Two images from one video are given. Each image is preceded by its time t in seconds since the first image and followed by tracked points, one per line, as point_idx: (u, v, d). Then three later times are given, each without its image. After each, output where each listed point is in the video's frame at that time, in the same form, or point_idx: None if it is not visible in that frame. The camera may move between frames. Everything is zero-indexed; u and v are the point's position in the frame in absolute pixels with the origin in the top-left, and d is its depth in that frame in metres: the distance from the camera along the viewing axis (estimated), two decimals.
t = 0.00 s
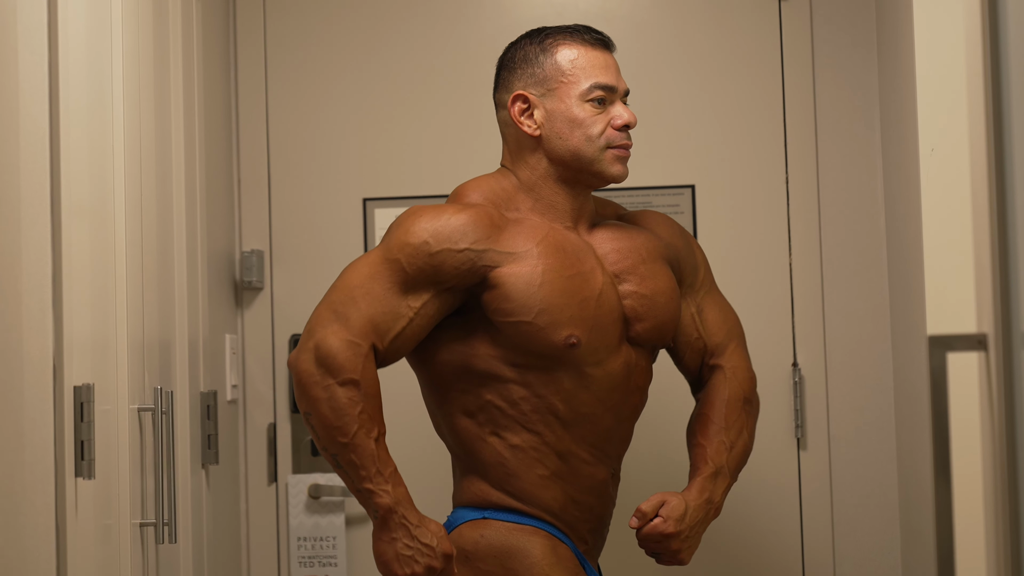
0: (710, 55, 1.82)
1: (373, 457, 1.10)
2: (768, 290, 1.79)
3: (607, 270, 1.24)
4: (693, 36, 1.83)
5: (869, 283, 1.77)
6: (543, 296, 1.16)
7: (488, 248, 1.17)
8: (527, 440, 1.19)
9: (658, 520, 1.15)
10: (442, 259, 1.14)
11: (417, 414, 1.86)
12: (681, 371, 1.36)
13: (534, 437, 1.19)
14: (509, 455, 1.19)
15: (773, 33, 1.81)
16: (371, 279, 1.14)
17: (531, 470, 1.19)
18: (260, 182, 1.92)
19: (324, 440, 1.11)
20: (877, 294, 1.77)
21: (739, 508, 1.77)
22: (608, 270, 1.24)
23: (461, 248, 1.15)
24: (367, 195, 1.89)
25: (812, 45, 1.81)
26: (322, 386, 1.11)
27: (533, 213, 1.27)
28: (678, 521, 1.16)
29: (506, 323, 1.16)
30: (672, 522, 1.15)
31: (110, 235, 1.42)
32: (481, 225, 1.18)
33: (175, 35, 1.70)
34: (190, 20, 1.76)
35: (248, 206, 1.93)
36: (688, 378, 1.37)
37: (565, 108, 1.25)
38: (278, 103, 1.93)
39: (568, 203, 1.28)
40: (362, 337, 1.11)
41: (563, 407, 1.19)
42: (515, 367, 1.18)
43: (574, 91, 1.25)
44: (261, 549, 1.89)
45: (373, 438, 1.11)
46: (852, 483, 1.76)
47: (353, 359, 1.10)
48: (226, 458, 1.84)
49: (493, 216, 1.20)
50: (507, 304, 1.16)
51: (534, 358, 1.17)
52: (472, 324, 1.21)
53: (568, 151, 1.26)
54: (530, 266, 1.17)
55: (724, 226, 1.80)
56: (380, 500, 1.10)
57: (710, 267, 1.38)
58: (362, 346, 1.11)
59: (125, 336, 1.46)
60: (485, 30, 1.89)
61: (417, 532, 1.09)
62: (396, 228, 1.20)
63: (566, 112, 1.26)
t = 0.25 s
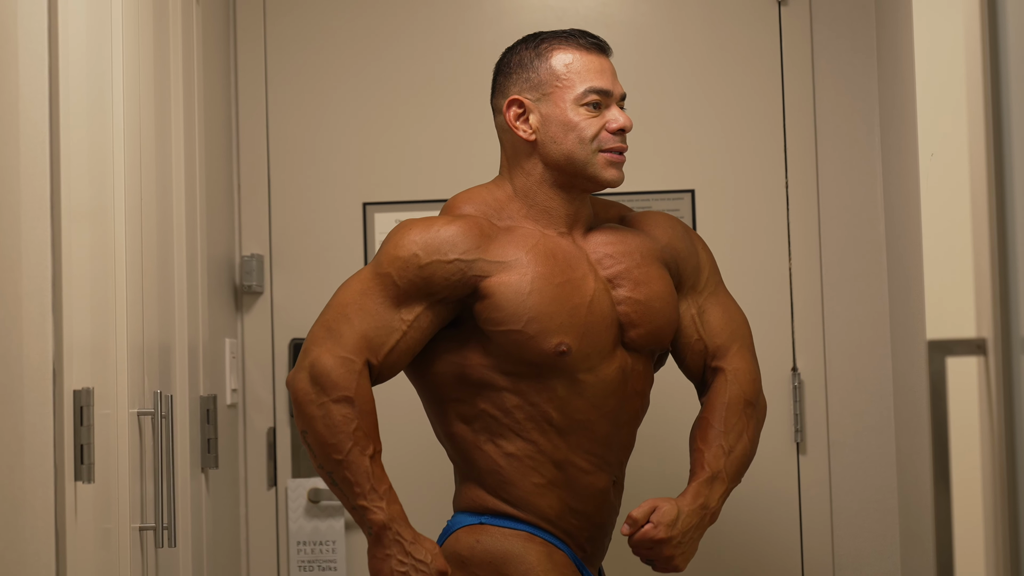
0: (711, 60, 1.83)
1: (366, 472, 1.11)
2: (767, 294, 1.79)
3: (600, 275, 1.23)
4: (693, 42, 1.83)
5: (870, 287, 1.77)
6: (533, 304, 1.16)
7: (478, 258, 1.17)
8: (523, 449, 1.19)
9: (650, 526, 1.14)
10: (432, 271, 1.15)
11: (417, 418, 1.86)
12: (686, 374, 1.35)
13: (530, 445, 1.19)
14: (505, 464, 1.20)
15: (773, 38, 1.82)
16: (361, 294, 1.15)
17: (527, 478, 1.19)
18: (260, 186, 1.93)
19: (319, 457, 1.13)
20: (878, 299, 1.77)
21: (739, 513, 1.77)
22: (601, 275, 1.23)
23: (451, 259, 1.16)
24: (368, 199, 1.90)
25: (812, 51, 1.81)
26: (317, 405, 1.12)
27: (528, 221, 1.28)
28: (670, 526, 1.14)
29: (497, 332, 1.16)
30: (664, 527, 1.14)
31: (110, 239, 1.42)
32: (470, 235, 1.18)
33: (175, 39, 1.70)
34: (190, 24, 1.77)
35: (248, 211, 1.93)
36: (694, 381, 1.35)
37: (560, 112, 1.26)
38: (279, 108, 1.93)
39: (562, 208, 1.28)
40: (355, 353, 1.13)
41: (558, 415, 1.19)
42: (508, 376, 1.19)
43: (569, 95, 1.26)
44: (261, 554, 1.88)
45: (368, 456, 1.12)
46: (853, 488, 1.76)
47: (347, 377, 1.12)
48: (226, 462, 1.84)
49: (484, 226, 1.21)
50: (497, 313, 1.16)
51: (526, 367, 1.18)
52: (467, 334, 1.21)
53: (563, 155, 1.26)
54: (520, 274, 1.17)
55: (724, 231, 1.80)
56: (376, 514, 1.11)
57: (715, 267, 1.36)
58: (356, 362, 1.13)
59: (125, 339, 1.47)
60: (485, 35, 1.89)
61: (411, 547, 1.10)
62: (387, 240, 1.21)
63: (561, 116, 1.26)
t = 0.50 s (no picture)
0: (711, 61, 1.83)
1: (362, 487, 1.12)
2: (767, 295, 1.79)
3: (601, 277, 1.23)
4: (694, 43, 1.83)
5: (870, 288, 1.78)
6: (536, 306, 1.16)
7: (480, 261, 1.17)
8: (526, 453, 1.19)
9: (650, 534, 1.15)
10: (435, 275, 1.15)
11: (416, 418, 1.86)
12: (680, 380, 1.35)
13: (533, 448, 1.19)
14: (509, 468, 1.20)
15: (773, 39, 1.82)
16: (365, 301, 1.15)
17: (530, 482, 1.19)
18: (260, 186, 1.93)
19: (319, 470, 1.13)
20: (878, 300, 1.77)
21: (739, 513, 1.77)
22: (602, 277, 1.24)
23: (453, 262, 1.15)
24: (368, 200, 1.90)
25: (812, 52, 1.81)
26: (319, 416, 1.12)
27: (528, 222, 1.28)
28: (670, 534, 1.15)
29: (500, 335, 1.16)
30: (664, 535, 1.15)
31: (110, 239, 1.42)
32: (472, 237, 1.18)
33: (176, 39, 1.70)
34: (191, 24, 1.77)
35: (248, 211, 1.93)
36: (687, 386, 1.35)
37: (559, 113, 1.26)
38: (279, 108, 1.93)
39: (561, 209, 1.29)
40: (359, 363, 1.13)
41: (561, 419, 1.19)
42: (511, 379, 1.19)
43: (568, 95, 1.26)
44: (261, 554, 1.88)
45: (365, 472, 1.12)
46: (852, 489, 1.76)
47: (351, 387, 1.12)
48: (226, 462, 1.84)
49: (485, 227, 1.21)
50: (500, 315, 1.16)
51: (529, 370, 1.18)
52: (469, 337, 1.21)
53: (563, 156, 1.26)
54: (522, 276, 1.17)
55: (724, 231, 1.81)
56: (365, 534, 1.11)
57: (711, 270, 1.37)
58: (360, 372, 1.13)
59: (126, 339, 1.47)
60: (486, 36, 1.89)
61: (397, 568, 1.10)
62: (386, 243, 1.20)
63: (561, 117, 1.26)
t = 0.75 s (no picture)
0: (711, 62, 1.83)
1: (364, 503, 1.12)
2: (768, 296, 1.79)
3: (599, 272, 1.24)
4: (694, 44, 1.83)
5: (871, 289, 1.77)
6: (540, 302, 1.16)
7: (481, 259, 1.17)
8: (534, 451, 1.19)
9: (656, 523, 1.13)
10: (438, 276, 1.15)
11: (417, 420, 1.86)
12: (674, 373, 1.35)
13: (540, 447, 1.19)
14: (517, 467, 1.19)
15: (773, 40, 1.82)
16: (369, 305, 1.14)
17: (538, 480, 1.19)
18: (261, 188, 1.93)
19: (324, 482, 1.13)
20: (879, 301, 1.77)
21: (740, 514, 1.77)
22: (599, 271, 1.24)
23: (455, 261, 1.15)
24: (368, 201, 1.90)
25: (813, 53, 1.81)
26: (328, 427, 1.12)
27: (523, 221, 1.28)
28: (677, 523, 1.14)
29: (503, 332, 1.17)
30: (670, 525, 1.13)
31: (111, 242, 1.42)
32: (472, 236, 1.18)
33: (177, 41, 1.71)
34: (192, 26, 1.77)
35: (248, 213, 1.93)
36: (681, 379, 1.35)
37: (552, 110, 1.26)
38: (280, 110, 1.93)
39: (555, 207, 1.29)
40: (369, 372, 1.12)
41: (566, 417, 1.19)
42: (516, 376, 1.19)
43: (561, 93, 1.26)
44: (262, 555, 1.88)
45: (369, 488, 1.12)
46: (853, 490, 1.76)
47: (363, 396, 1.12)
48: (227, 463, 1.84)
49: (483, 226, 1.21)
50: (504, 312, 1.16)
51: (534, 366, 1.18)
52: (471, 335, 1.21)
53: (556, 153, 1.26)
54: (524, 272, 1.17)
55: (725, 232, 1.81)
56: (362, 550, 1.11)
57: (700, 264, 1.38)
58: (370, 382, 1.12)
59: (127, 340, 1.47)
60: (486, 37, 1.89)
61: None
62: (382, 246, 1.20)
63: (553, 114, 1.26)
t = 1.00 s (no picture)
0: (710, 62, 1.83)
1: (341, 525, 1.12)
2: (767, 295, 1.79)
3: (590, 267, 1.24)
4: (693, 44, 1.83)
5: (870, 289, 1.77)
6: (532, 300, 1.16)
7: (474, 261, 1.17)
8: (529, 449, 1.19)
9: (643, 503, 1.12)
10: (432, 280, 1.15)
11: (416, 419, 1.86)
12: (673, 366, 1.35)
13: (535, 445, 1.19)
14: (512, 465, 1.20)
15: (772, 40, 1.82)
16: (367, 316, 1.13)
17: (533, 478, 1.19)
18: (260, 187, 1.93)
19: (308, 493, 1.14)
20: (878, 301, 1.77)
21: (738, 513, 1.77)
22: (591, 268, 1.24)
23: (448, 264, 1.15)
24: (367, 200, 1.90)
25: (811, 54, 1.81)
26: (327, 442, 1.13)
27: (515, 220, 1.28)
28: (664, 503, 1.13)
29: (497, 331, 1.17)
30: (657, 505, 1.13)
31: (110, 241, 1.42)
32: (462, 238, 1.18)
33: (176, 41, 1.71)
34: (191, 25, 1.77)
35: (247, 212, 1.93)
36: (681, 374, 1.35)
37: (548, 108, 1.26)
38: (279, 109, 1.93)
39: (549, 205, 1.29)
40: (370, 387, 1.12)
41: (560, 415, 1.19)
42: (509, 374, 1.18)
43: (557, 91, 1.26)
44: (261, 555, 1.88)
45: (350, 508, 1.13)
46: (853, 489, 1.76)
47: (364, 411, 1.11)
48: (226, 462, 1.84)
49: (472, 227, 1.21)
50: (496, 312, 1.16)
51: (527, 365, 1.18)
52: (464, 335, 1.21)
53: (552, 151, 1.26)
54: (516, 272, 1.18)
55: (724, 232, 1.81)
56: (326, 569, 1.13)
57: (694, 259, 1.38)
58: (372, 398, 1.12)
59: (126, 339, 1.47)
60: (486, 37, 1.89)
61: None
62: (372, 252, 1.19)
63: (550, 112, 1.26)
